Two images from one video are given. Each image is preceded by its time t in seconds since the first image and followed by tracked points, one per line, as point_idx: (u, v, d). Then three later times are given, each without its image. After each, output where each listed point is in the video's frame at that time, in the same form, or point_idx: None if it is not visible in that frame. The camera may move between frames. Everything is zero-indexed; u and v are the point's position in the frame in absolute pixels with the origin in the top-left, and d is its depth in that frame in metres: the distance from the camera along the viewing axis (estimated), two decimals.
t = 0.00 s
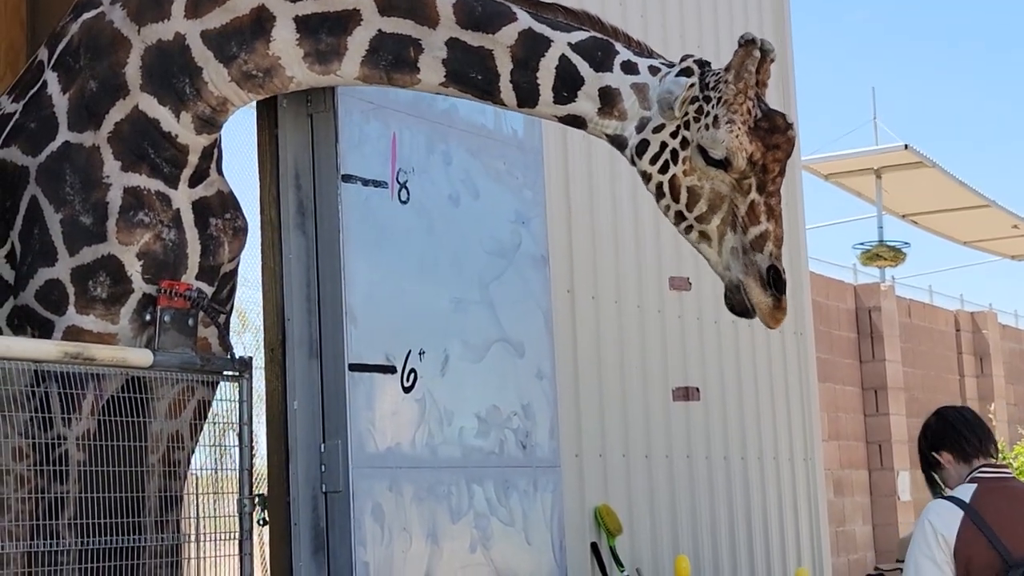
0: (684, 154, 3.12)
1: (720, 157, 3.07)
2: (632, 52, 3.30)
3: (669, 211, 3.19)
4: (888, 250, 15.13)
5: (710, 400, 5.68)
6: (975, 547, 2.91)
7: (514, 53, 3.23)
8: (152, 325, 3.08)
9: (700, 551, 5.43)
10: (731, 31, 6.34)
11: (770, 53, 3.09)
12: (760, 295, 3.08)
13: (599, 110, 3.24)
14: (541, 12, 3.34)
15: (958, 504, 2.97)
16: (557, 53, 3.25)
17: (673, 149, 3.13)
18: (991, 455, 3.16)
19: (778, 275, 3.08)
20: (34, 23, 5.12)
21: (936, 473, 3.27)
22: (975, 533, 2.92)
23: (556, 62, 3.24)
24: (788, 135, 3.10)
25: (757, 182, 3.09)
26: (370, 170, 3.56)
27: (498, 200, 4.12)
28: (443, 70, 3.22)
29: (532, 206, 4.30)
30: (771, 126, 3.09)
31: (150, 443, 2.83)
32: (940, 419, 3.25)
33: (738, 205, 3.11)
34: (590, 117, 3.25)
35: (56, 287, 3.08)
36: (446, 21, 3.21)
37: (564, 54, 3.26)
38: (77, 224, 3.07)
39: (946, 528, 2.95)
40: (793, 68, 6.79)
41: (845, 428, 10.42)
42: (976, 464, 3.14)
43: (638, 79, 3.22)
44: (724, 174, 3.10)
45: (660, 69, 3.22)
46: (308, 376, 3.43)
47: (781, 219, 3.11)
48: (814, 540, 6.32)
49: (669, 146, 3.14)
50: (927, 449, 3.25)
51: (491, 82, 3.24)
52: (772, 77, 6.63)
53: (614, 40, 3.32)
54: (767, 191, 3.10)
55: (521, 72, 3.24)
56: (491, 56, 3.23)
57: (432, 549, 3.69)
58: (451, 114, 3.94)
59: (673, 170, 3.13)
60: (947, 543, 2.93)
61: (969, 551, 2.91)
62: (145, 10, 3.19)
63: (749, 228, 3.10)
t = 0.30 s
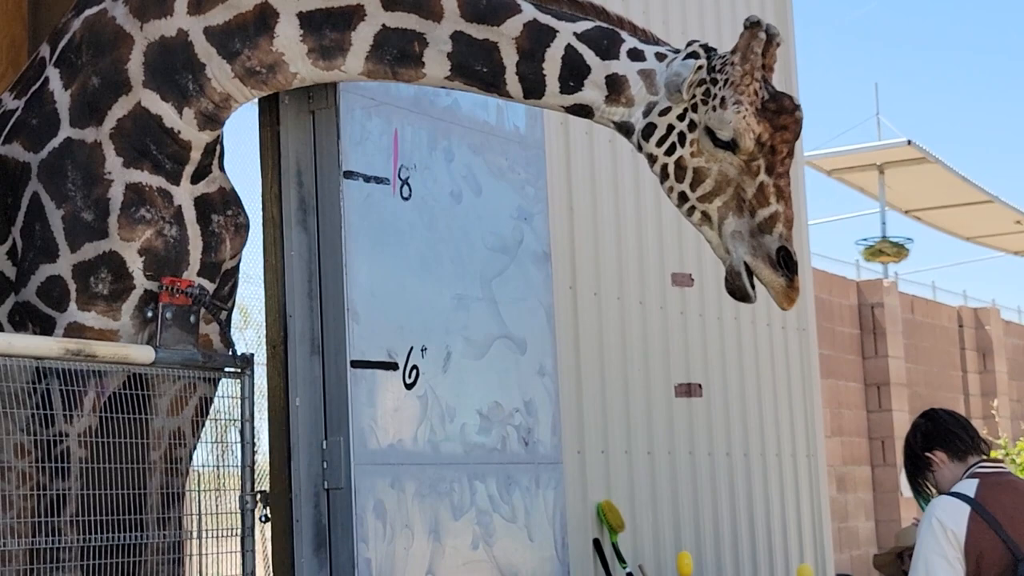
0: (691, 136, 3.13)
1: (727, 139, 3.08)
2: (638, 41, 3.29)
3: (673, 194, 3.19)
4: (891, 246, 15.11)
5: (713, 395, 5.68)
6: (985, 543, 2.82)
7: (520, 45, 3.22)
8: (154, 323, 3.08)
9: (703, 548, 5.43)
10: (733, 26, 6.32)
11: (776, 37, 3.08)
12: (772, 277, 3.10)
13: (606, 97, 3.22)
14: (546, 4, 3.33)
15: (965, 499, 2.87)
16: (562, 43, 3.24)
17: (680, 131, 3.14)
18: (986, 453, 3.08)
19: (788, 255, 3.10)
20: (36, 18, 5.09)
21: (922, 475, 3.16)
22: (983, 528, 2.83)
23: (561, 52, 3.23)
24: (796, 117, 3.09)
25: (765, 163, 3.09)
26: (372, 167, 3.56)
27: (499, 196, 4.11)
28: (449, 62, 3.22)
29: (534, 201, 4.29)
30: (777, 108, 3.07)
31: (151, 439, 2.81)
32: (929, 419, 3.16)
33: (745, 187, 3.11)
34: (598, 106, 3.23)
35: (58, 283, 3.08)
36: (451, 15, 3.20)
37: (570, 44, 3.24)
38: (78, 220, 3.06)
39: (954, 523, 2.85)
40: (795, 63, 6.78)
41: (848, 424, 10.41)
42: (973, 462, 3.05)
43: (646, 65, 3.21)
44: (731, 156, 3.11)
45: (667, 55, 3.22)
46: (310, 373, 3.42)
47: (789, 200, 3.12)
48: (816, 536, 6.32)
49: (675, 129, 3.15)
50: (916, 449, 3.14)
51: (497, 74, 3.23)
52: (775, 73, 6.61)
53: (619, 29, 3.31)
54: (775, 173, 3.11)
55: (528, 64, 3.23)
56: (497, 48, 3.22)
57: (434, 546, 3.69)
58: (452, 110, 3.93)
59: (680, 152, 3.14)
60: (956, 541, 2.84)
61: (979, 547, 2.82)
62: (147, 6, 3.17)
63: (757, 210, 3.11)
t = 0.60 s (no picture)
0: (685, 145, 3.13)
1: (719, 150, 3.07)
2: (639, 45, 3.31)
3: (668, 201, 3.20)
4: (892, 243, 15.12)
5: (714, 393, 5.68)
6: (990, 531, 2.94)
7: (521, 45, 3.24)
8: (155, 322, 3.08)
9: (705, 546, 5.44)
10: (734, 24, 6.33)
11: (777, 49, 3.10)
12: (758, 290, 3.07)
13: (605, 100, 3.23)
14: (548, 4, 3.34)
15: (962, 495, 2.98)
16: (563, 44, 3.25)
17: (674, 139, 3.14)
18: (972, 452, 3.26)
19: (772, 269, 3.07)
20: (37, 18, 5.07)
21: (909, 475, 3.34)
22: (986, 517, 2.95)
23: (562, 53, 3.24)
24: (790, 133, 3.09)
25: (756, 177, 3.09)
26: (372, 166, 3.56)
27: (500, 195, 4.11)
28: (450, 61, 3.22)
29: (535, 200, 4.29)
30: (772, 122, 3.08)
31: (153, 439, 2.82)
32: (917, 421, 3.33)
33: (735, 199, 3.11)
34: (596, 108, 3.25)
35: (60, 283, 3.08)
36: (452, 14, 3.20)
37: (571, 45, 3.26)
38: (80, 220, 3.06)
39: (954, 517, 2.95)
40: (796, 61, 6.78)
41: (850, 422, 10.41)
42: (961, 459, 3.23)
43: (646, 70, 3.22)
44: (722, 168, 3.10)
45: (667, 60, 3.24)
46: (312, 373, 3.42)
47: (777, 215, 3.11)
48: (819, 534, 6.32)
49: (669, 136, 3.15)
50: (905, 452, 3.32)
51: (499, 74, 3.25)
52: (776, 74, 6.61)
53: (621, 32, 3.32)
54: (765, 187, 3.09)
55: (528, 64, 3.25)
56: (497, 48, 3.23)
57: (437, 545, 3.69)
58: (453, 109, 3.93)
59: (673, 160, 3.14)
60: (964, 539, 2.94)
61: (981, 539, 2.94)
62: (148, 6, 3.17)
63: (745, 222, 3.10)
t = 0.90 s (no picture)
0: (670, 168, 3.12)
1: (705, 177, 3.06)
2: (637, 63, 3.31)
3: (648, 222, 3.20)
4: (892, 242, 15.15)
5: (715, 391, 5.70)
6: (998, 524, 3.04)
7: (521, 55, 3.25)
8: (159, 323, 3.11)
9: (705, 543, 5.46)
10: (734, 26, 6.36)
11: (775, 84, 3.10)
12: (722, 321, 3.09)
13: (599, 117, 3.25)
14: (551, 16, 3.35)
15: (961, 497, 3.05)
16: (563, 56, 3.26)
17: (662, 161, 3.13)
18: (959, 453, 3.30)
19: (742, 301, 3.10)
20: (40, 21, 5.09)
21: (897, 481, 3.38)
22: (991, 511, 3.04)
23: (562, 65, 3.26)
24: (776, 167, 3.09)
25: (737, 208, 3.09)
26: (374, 167, 3.58)
27: (502, 194, 4.14)
28: (450, 68, 3.25)
29: (536, 200, 4.32)
30: (760, 155, 3.07)
31: (158, 439, 2.86)
32: (899, 428, 3.36)
33: (715, 227, 3.10)
34: (590, 123, 3.27)
35: (65, 285, 3.10)
36: (455, 21, 3.23)
37: (570, 58, 3.27)
38: (85, 222, 3.08)
39: (962, 521, 3.02)
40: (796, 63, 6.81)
41: (850, 420, 10.43)
42: (948, 461, 3.27)
43: (640, 90, 3.22)
44: (706, 196, 3.10)
45: (664, 82, 3.23)
46: (314, 373, 3.45)
47: (755, 247, 3.12)
48: (819, 532, 6.34)
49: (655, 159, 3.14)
50: (891, 458, 3.36)
51: (496, 83, 3.27)
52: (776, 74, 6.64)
53: (620, 49, 3.32)
54: (746, 219, 3.11)
55: (527, 75, 3.26)
56: (498, 57, 3.25)
57: (439, 543, 3.72)
58: (454, 111, 3.96)
59: (658, 182, 3.13)
60: (974, 539, 3.02)
61: (991, 532, 3.03)
62: (153, 8, 3.20)
63: (722, 252, 3.10)
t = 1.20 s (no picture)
0: (674, 172, 3.10)
1: (709, 180, 3.04)
2: (638, 68, 3.28)
3: (652, 227, 3.18)
4: (900, 240, 15.10)
5: (723, 390, 5.69)
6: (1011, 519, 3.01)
7: (522, 63, 3.23)
8: (163, 324, 3.09)
9: (714, 543, 5.44)
10: (741, 24, 6.33)
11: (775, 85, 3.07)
12: (736, 324, 3.07)
13: (602, 122, 3.22)
14: (553, 22, 3.31)
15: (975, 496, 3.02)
16: (563, 64, 3.24)
17: (665, 166, 3.12)
18: (960, 456, 3.29)
19: (754, 304, 3.06)
20: (44, 21, 5.08)
21: (900, 492, 3.37)
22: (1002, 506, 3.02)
23: (562, 73, 3.23)
24: (782, 166, 3.05)
25: (745, 210, 3.05)
26: (379, 167, 3.57)
27: (508, 193, 4.13)
28: (455, 75, 3.24)
29: (542, 199, 4.31)
30: (765, 155, 3.03)
31: (162, 440, 2.84)
32: (900, 436, 3.37)
33: (721, 230, 3.08)
34: (594, 129, 3.24)
35: (69, 286, 3.07)
36: (458, 29, 3.21)
37: (572, 66, 3.24)
38: (89, 223, 3.07)
39: (979, 520, 2.99)
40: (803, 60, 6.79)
41: (859, 419, 10.40)
42: (949, 465, 3.26)
43: (642, 95, 3.20)
44: (711, 198, 3.08)
45: (665, 86, 3.21)
46: (320, 373, 3.42)
47: (765, 248, 3.07)
48: (828, 531, 6.32)
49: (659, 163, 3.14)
50: (892, 467, 3.36)
51: (499, 91, 3.25)
52: (782, 73, 6.61)
53: (622, 54, 3.30)
54: (754, 220, 3.06)
55: (529, 82, 3.24)
56: (501, 65, 3.23)
57: (446, 544, 3.70)
58: (460, 109, 3.94)
59: (662, 186, 3.12)
60: (991, 533, 2.98)
61: (1008, 529, 3.01)
62: (158, 9, 3.19)
63: (730, 254, 3.07)
